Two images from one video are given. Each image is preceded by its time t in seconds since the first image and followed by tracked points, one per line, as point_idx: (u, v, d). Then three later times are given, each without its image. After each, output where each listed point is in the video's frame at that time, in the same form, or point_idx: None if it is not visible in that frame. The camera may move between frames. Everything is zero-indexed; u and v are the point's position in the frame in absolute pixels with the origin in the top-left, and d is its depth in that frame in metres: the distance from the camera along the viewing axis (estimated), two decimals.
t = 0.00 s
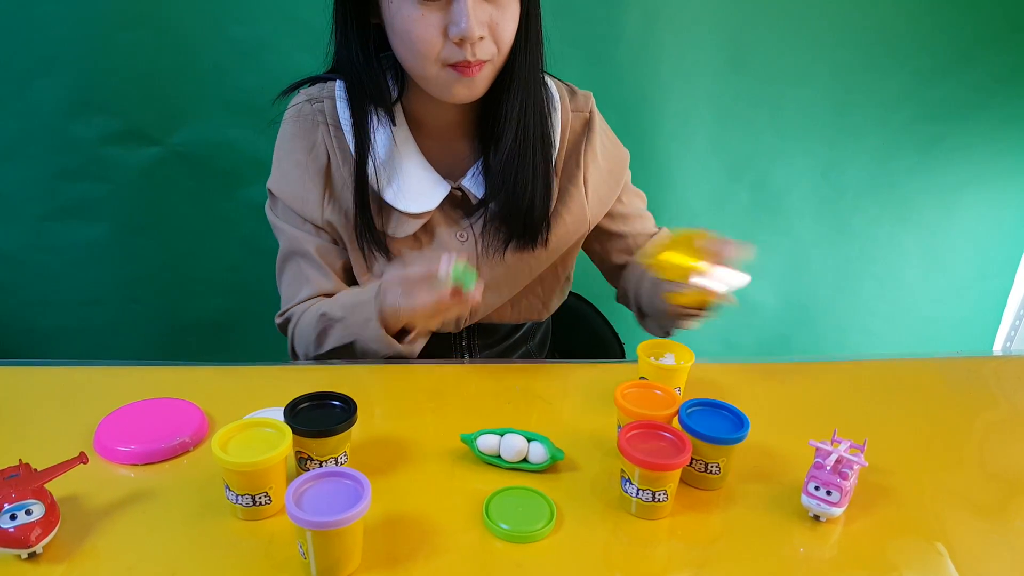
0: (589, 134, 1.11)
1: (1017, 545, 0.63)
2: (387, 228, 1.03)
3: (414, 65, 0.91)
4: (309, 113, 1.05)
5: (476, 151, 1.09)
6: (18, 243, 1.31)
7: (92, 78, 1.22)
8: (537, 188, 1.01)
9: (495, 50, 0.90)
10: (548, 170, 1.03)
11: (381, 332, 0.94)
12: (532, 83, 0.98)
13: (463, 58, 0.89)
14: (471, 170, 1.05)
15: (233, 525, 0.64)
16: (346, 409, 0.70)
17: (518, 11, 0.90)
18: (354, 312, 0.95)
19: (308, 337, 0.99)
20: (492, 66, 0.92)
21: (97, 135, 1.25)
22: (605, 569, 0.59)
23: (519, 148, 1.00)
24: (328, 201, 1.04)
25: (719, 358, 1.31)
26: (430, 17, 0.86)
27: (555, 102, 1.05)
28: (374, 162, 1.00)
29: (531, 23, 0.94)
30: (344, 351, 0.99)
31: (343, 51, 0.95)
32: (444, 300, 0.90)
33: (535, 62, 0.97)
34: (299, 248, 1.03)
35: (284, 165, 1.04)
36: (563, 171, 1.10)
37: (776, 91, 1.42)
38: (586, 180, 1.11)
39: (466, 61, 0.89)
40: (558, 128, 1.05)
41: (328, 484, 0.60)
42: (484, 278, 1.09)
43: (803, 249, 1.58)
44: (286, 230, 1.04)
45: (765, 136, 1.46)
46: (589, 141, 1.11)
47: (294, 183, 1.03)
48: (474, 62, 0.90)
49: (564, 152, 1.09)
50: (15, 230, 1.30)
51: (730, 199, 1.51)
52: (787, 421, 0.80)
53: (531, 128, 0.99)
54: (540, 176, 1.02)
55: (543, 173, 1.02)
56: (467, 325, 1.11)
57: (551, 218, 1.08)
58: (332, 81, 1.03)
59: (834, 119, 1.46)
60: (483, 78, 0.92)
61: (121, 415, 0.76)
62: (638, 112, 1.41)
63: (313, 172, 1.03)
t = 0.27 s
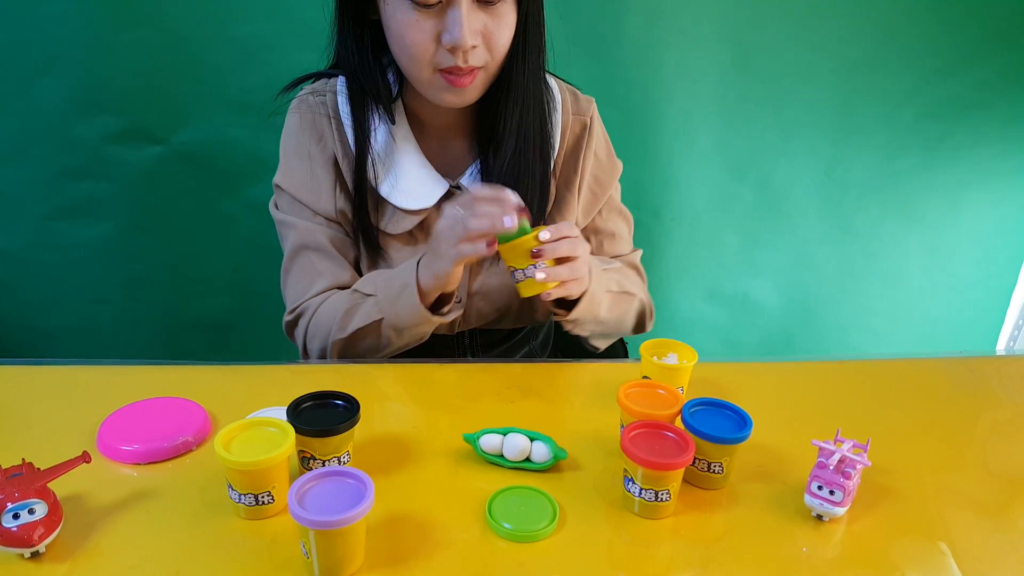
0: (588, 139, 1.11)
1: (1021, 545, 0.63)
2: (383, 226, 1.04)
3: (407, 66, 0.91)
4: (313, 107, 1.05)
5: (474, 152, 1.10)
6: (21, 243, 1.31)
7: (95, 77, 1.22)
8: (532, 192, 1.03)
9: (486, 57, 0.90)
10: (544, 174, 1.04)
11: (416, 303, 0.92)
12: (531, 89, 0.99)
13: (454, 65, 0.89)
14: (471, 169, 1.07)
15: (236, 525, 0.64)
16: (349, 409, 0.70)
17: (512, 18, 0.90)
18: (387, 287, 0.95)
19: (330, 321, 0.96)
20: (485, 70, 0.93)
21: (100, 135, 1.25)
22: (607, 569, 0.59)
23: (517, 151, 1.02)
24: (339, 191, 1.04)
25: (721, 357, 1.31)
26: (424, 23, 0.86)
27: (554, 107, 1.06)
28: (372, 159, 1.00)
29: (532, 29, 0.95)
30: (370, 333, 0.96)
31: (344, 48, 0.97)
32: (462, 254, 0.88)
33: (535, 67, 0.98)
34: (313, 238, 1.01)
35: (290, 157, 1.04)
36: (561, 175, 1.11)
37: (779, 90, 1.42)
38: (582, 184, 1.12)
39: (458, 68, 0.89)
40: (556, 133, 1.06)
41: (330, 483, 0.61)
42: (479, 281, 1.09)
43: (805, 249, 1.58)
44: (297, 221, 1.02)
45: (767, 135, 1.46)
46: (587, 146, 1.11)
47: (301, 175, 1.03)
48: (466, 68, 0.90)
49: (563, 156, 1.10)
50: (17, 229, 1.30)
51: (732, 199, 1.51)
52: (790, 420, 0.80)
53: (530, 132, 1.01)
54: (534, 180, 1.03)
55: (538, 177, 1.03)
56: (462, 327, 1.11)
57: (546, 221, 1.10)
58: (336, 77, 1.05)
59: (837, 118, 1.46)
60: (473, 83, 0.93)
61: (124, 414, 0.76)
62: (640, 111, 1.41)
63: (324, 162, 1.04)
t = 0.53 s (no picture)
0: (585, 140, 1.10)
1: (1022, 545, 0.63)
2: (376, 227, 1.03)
3: (401, 67, 0.91)
4: (307, 108, 1.05)
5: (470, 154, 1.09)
6: (22, 242, 1.31)
7: (96, 77, 1.22)
8: (525, 193, 1.02)
9: (481, 60, 0.90)
10: (537, 175, 1.03)
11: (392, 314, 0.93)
12: (523, 89, 0.98)
13: (448, 68, 0.89)
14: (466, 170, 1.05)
15: (237, 524, 0.64)
16: (350, 408, 0.70)
17: (507, 21, 0.90)
18: (367, 295, 0.95)
19: (311, 322, 0.97)
20: (479, 72, 0.93)
21: (101, 134, 1.25)
22: (608, 568, 0.59)
23: (509, 152, 1.00)
24: (327, 194, 1.03)
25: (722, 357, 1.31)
26: (418, 26, 0.85)
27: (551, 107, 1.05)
28: (366, 160, 1.00)
29: (527, 28, 0.94)
30: (348, 337, 0.97)
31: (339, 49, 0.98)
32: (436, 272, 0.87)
33: (532, 68, 0.98)
34: (298, 239, 1.03)
35: (282, 158, 1.04)
36: (557, 177, 1.10)
37: (780, 90, 1.42)
38: (577, 187, 1.11)
39: (452, 70, 0.89)
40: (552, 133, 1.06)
41: (331, 483, 0.61)
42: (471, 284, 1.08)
43: (806, 248, 1.58)
44: (285, 222, 1.04)
45: (768, 134, 1.46)
46: (584, 147, 1.10)
47: (291, 177, 1.03)
48: (460, 71, 0.90)
49: (559, 158, 1.09)
50: (18, 229, 1.30)
51: (732, 199, 1.51)
52: (791, 420, 0.80)
53: (523, 133, 1.00)
54: (527, 181, 1.02)
55: (531, 179, 1.02)
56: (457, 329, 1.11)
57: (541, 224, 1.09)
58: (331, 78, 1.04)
59: (838, 117, 1.46)
60: (467, 85, 0.93)
61: (125, 414, 0.76)
62: (641, 110, 1.41)
63: (314, 165, 1.03)
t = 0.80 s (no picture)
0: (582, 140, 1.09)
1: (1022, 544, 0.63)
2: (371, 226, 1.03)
3: (386, 65, 0.91)
4: (303, 107, 1.05)
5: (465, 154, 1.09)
6: (21, 243, 1.31)
7: (95, 77, 1.22)
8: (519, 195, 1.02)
9: (465, 59, 0.90)
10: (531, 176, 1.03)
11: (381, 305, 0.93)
12: (514, 89, 0.98)
13: (432, 67, 0.89)
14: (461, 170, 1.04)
15: (237, 524, 0.64)
16: (349, 408, 0.70)
17: (493, 21, 0.90)
18: (356, 289, 0.95)
19: (301, 320, 0.97)
20: (466, 72, 0.93)
21: (99, 134, 1.25)
22: (608, 568, 0.59)
23: (501, 154, 1.00)
24: (321, 195, 1.03)
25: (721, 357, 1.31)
26: (402, 24, 0.86)
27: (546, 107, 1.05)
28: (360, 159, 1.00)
29: (516, 28, 0.94)
30: (337, 333, 0.97)
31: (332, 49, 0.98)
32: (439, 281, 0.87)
33: (523, 68, 0.97)
34: (291, 239, 1.02)
35: (276, 158, 1.04)
36: (554, 177, 1.10)
37: (778, 89, 1.42)
38: (576, 188, 1.10)
39: (436, 69, 0.89)
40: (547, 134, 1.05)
41: (331, 483, 0.61)
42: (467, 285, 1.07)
43: (805, 248, 1.58)
44: (278, 220, 1.04)
45: (767, 134, 1.46)
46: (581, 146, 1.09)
47: (285, 177, 1.03)
48: (444, 70, 0.90)
49: (555, 158, 1.08)
50: (18, 229, 1.30)
51: (731, 199, 1.51)
52: (791, 420, 0.80)
53: (512, 135, 0.99)
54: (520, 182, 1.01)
55: (524, 181, 1.02)
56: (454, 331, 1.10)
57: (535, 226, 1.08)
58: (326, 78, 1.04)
59: (837, 117, 1.46)
60: (453, 84, 0.93)
61: (125, 415, 0.76)
62: (640, 110, 1.41)
63: (307, 164, 1.03)
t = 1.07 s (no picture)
0: (584, 139, 1.09)
1: None
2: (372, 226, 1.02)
3: (393, 63, 0.91)
4: (303, 107, 1.05)
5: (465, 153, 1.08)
6: (26, 241, 1.32)
7: (99, 78, 1.22)
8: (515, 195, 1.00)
9: (472, 58, 0.90)
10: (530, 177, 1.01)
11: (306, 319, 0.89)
12: (515, 89, 0.96)
13: (439, 65, 0.89)
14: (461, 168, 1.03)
15: (238, 522, 0.64)
16: (350, 407, 0.70)
17: (501, 21, 0.90)
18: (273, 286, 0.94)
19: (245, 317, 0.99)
20: (472, 71, 0.93)
21: (103, 134, 1.26)
22: (608, 568, 0.59)
23: (500, 154, 0.98)
24: (306, 195, 1.03)
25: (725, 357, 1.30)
26: (410, 21, 0.86)
27: (549, 106, 1.04)
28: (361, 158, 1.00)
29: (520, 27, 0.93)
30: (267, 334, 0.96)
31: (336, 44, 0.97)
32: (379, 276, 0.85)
33: (525, 67, 0.96)
34: (277, 237, 1.05)
35: (272, 158, 1.05)
36: (556, 177, 1.08)
37: (781, 90, 1.41)
38: (578, 188, 1.10)
39: (443, 67, 0.89)
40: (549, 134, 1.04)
41: (331, 481, 0.61)
42: (468, 283, 1.08)
43: (809, 248, 1.57)
44: (269, 218, 1.07)
45: (770, 134, 1.45)
46: (583, 147, 1.09)
47: (278, 178, 1.04)
48: (451, 68, 0.90)
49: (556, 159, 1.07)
50: (24, 228, 1.31)
51: (735, 199, 1.51)
52: (792, 420, 0.80)
53: (512, 134, 0.98)
54: (520, 184, 1.00)
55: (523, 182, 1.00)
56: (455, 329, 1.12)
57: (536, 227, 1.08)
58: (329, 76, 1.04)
59: (841, 117, 1.45)
60: (459, 84, 0.93)
61: (127, 413, 0.77)
62: (643, 110, 1.41)
63: (297, 166, 1.04)
